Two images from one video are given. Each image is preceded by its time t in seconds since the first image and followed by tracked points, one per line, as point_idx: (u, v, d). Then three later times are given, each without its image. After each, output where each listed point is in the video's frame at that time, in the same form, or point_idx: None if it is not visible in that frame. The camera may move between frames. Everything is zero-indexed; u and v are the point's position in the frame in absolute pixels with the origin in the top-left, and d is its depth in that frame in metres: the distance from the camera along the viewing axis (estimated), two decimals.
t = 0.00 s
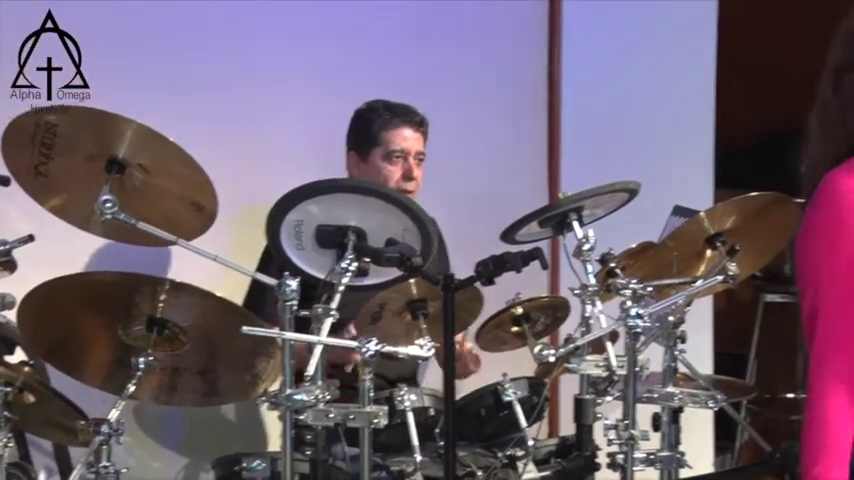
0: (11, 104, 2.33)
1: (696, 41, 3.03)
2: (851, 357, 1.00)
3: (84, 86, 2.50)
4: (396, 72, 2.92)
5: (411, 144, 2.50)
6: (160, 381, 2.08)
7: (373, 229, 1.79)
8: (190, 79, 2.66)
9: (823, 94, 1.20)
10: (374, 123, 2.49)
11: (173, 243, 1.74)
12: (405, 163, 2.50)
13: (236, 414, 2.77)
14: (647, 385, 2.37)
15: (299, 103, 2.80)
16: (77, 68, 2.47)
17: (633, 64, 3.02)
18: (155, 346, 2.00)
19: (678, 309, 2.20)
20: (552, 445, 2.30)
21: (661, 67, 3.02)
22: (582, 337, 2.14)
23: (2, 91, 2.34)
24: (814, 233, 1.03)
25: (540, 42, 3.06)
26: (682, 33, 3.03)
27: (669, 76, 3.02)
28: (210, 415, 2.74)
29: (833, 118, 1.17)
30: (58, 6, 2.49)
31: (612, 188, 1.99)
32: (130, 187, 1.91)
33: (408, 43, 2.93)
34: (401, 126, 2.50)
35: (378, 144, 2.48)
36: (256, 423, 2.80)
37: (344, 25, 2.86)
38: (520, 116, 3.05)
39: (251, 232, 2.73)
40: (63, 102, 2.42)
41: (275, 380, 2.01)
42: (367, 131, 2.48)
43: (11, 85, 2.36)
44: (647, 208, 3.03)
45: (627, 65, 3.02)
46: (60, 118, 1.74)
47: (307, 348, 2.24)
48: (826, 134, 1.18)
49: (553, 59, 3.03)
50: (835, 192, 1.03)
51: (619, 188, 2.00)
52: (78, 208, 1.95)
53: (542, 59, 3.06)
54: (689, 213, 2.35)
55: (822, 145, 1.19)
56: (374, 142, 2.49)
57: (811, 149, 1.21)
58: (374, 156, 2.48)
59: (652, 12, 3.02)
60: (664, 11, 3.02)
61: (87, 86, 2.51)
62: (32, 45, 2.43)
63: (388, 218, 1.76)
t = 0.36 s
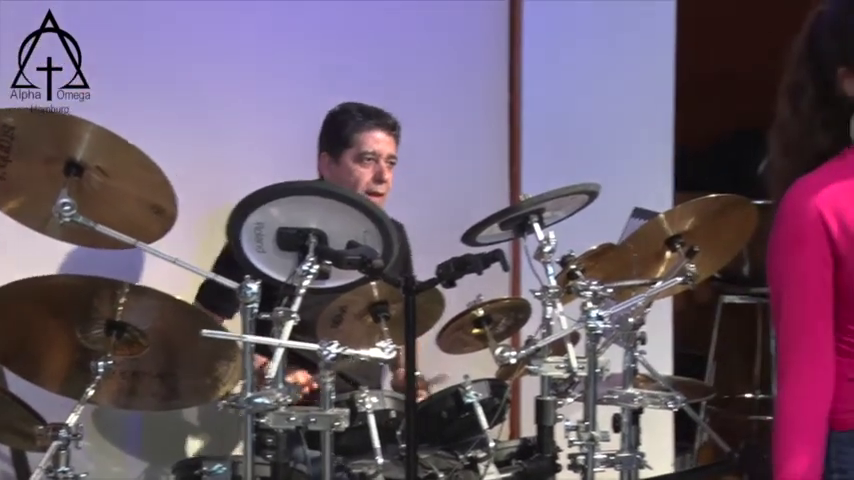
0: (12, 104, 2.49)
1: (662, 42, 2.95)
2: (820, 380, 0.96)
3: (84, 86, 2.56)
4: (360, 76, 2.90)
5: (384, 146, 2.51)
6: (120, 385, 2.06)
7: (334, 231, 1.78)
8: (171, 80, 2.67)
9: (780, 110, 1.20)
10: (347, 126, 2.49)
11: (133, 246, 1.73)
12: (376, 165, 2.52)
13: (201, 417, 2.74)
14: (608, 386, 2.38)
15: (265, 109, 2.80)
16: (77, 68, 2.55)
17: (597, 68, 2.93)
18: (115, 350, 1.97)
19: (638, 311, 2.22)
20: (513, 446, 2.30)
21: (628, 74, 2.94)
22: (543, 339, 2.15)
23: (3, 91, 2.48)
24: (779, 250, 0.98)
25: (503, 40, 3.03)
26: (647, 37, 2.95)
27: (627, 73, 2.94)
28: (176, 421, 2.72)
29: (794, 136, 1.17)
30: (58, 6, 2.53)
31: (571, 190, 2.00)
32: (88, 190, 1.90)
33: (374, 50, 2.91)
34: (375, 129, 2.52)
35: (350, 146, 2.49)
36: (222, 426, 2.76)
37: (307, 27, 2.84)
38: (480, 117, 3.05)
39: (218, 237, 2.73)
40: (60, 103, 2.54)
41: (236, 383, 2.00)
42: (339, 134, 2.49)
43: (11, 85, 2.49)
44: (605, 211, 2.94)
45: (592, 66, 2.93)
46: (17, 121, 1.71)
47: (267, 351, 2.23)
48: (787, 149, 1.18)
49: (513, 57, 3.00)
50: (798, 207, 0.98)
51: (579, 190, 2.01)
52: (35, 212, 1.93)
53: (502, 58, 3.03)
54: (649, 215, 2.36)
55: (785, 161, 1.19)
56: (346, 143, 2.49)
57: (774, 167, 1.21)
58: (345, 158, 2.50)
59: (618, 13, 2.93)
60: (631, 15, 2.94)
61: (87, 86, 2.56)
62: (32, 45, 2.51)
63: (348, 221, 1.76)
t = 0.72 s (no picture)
0: (11, 104, 2.58)
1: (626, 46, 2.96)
2: (771, 380, 0.99)
3: (84, 86, 2.63)
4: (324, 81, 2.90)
5: (344, 152, 2.52)
6: (79, 392, 2.05)
7: (294, 236, 1.78)
8: (145, 80, 2.70)
9: (734, 114, 1.22)
10: (307, 132, 2.49)
11: (91, 252, 1.71)
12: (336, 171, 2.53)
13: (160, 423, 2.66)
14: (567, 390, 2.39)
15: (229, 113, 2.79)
16: (77, 68, 2.63)
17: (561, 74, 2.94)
18: (73, 357, 1.96)
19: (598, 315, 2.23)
20: (474, 451, 2.31)
21: (588, 75, 2.95)
22: (505, 343, 2.16)
23: (3, 91, 2.58)
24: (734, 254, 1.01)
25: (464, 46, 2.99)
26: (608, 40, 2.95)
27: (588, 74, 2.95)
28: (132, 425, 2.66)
29: (747, 140, 1.18)
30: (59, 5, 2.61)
31: (530, 195, 2.01)
32: (46, 196, 1.88)
33: (341, 53, 2.91)
34: (335, 135, 2.52)
35: (310, 151, 2.49)
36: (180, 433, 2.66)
37: (272, 29, 2.84)
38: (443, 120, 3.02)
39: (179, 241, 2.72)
40: (60, 103, 2.61)
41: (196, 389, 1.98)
42: (300, 138, 2.49)
43: (11, 85, 2.58)
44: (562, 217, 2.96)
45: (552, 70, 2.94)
46: None
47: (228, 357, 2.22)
48: (739, 153, 1.19)
49: (473, 58, 2.95)
50: (751, 212, 1.01)
51: (538, 195, 2.02)
52: None
53: (464, 60, 2.98)
54: (608, 220, 2.37)
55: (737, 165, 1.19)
56: (305, 149, 2.49)
57: (727, 172, 1.22)
58: (306, 164, 2.50)
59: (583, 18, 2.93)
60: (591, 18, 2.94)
61: (87, 86, 2.64)
62: (33, 45, 2.60)
63: (310, 225, 1.76)
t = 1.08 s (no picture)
0: (12, 104, 2.59)
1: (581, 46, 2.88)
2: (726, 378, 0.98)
3: (84, 86, 2.67)
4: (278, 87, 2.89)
5: (298, 162, 2.51)
6: (29, 403, 2.01)
7: (247, 245, 1.77)
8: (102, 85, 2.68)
9: (699, 90, 1.18)
10: (259, 140, 2.49)
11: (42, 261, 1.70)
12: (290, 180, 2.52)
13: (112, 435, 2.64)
14: (522, 398, 2.38)
15: (194, 120, 2.80)
16: (77, 68, 2.66)
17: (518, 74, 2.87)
18: (22, 367, 1.94)
19: (552, 322, 2.24)
20: (428, 459, 2.32)
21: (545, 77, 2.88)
22: (459, 351, 2.17)
23: (3, 91, 2.59)
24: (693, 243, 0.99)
25: (413, 58, 2.99)
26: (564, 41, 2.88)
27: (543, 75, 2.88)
28: (82, 435, 2.64)
29: (712, 120, 1.15)
30: (59, 6, 2.64)
31: (485, 204, 2.02)
32: None
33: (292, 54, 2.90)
34: (289, 146, 2.51)
35: (264, 161, 2.49)
36: (134, 445, 2.66)
37: (227, 34, 2.83)
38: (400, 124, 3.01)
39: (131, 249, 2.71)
40: (60, 103, 2.64)
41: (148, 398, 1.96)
42: (252, 147, 2.48)
43: (11, 85, 2.60)
44: (517, 222, 2.90)
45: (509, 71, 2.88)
46: None
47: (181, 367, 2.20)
48: (699, 134, 1.16)
49: (426, 61, 2.95)
50: (711, 208, 0.99)
51: (492, 203, 2.03)
52: None
53: (416, 62, 2.98)
54: (562, 228, 2.38)
55: (693, 146, 1.17)
56: (259, 158, 2.49)
57: (685, 151, 1.18)
58: (259, 173, 2.49)
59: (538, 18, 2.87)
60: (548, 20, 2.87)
61: (87, 86, 2.67)
62: (32, 45, 2.62)
63: (263, 234, 1.75)
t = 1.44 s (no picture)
0: (11, 104, 2.64)
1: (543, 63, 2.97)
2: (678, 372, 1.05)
3: (84, 86, 2.69)
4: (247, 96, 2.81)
5: (254, 187, 2.69)
6: None
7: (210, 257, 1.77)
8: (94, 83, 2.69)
9: (653, 99, 1.28)
10: (219, 161, 2.67)
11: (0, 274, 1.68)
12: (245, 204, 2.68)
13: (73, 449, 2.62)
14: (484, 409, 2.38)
15: (181, 127, 2.76)
16: (77, 69, 2.68)
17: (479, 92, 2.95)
18: None
19: (515, 334, 2.24)
20: (392, 472, 2.31)
21: (505, 90, 2.97)
22: (423, 363, 2.18)
23: (3, 92, 2.64)
24: (650, 243, 1.07)
25: (376, 63, 2.92)
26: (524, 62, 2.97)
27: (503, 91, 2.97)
28: (41, 451, 2.60)
29: (664, 125, 1.24)
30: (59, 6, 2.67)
31: (449, 215, 2.02)
32: None
33: (257, 61, 2.82)
34: (245, 171, 2.68)
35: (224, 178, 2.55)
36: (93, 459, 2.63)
37: (190, 38, 2.77)
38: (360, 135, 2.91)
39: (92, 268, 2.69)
40: (60, 103, 2.67)
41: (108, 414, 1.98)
42: (213, 168, 2.66)
43: (11, 85, 2.64)
44: (477, 235, 2.94)
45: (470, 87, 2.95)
46: None
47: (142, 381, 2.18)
48: (652, 138, 1.26)
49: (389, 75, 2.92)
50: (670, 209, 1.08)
51: (455, 215, 2.03)
52: None
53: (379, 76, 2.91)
54: (524, 240, 2.38)
55: (647, 151, 1.26)
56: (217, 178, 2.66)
57: (638, 156, 1.28)
58: (215, 189, 2.65)
59: (500, 36, 2.96)
60: (510, 39, 2.97)
61: (87, 86, 2.69)
62: (33, 45, 2.66)
63: (225, 247, 1.74)
